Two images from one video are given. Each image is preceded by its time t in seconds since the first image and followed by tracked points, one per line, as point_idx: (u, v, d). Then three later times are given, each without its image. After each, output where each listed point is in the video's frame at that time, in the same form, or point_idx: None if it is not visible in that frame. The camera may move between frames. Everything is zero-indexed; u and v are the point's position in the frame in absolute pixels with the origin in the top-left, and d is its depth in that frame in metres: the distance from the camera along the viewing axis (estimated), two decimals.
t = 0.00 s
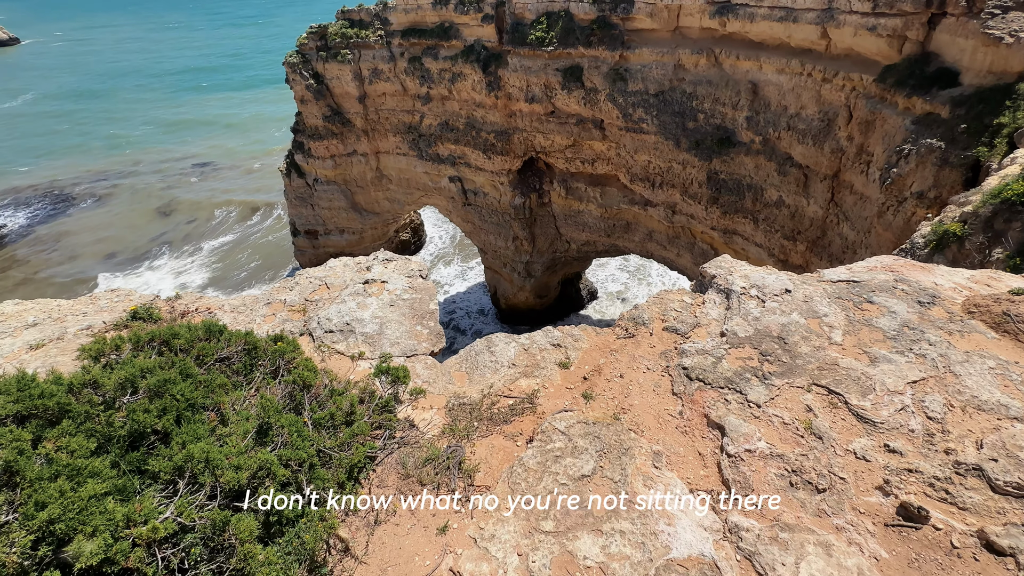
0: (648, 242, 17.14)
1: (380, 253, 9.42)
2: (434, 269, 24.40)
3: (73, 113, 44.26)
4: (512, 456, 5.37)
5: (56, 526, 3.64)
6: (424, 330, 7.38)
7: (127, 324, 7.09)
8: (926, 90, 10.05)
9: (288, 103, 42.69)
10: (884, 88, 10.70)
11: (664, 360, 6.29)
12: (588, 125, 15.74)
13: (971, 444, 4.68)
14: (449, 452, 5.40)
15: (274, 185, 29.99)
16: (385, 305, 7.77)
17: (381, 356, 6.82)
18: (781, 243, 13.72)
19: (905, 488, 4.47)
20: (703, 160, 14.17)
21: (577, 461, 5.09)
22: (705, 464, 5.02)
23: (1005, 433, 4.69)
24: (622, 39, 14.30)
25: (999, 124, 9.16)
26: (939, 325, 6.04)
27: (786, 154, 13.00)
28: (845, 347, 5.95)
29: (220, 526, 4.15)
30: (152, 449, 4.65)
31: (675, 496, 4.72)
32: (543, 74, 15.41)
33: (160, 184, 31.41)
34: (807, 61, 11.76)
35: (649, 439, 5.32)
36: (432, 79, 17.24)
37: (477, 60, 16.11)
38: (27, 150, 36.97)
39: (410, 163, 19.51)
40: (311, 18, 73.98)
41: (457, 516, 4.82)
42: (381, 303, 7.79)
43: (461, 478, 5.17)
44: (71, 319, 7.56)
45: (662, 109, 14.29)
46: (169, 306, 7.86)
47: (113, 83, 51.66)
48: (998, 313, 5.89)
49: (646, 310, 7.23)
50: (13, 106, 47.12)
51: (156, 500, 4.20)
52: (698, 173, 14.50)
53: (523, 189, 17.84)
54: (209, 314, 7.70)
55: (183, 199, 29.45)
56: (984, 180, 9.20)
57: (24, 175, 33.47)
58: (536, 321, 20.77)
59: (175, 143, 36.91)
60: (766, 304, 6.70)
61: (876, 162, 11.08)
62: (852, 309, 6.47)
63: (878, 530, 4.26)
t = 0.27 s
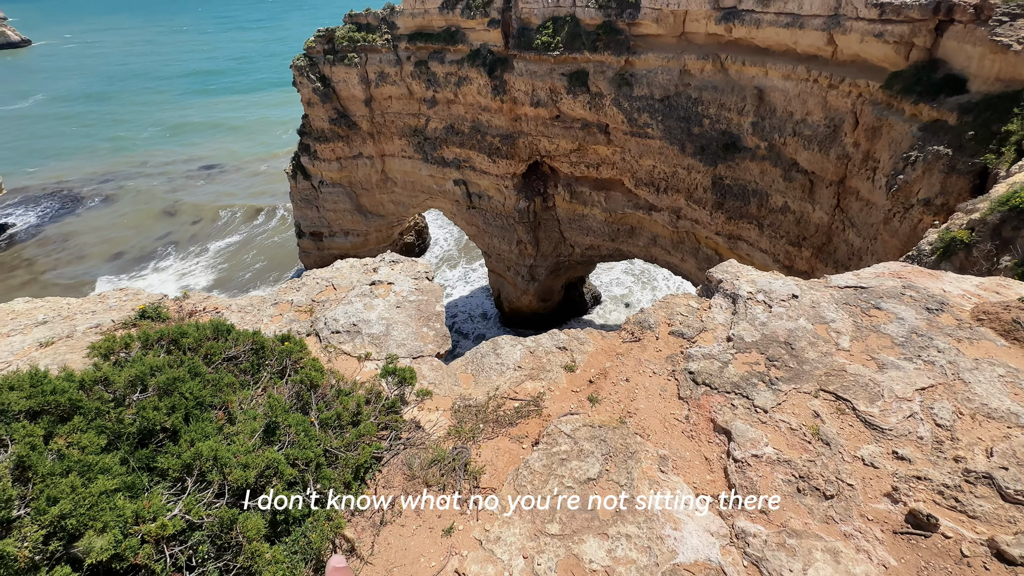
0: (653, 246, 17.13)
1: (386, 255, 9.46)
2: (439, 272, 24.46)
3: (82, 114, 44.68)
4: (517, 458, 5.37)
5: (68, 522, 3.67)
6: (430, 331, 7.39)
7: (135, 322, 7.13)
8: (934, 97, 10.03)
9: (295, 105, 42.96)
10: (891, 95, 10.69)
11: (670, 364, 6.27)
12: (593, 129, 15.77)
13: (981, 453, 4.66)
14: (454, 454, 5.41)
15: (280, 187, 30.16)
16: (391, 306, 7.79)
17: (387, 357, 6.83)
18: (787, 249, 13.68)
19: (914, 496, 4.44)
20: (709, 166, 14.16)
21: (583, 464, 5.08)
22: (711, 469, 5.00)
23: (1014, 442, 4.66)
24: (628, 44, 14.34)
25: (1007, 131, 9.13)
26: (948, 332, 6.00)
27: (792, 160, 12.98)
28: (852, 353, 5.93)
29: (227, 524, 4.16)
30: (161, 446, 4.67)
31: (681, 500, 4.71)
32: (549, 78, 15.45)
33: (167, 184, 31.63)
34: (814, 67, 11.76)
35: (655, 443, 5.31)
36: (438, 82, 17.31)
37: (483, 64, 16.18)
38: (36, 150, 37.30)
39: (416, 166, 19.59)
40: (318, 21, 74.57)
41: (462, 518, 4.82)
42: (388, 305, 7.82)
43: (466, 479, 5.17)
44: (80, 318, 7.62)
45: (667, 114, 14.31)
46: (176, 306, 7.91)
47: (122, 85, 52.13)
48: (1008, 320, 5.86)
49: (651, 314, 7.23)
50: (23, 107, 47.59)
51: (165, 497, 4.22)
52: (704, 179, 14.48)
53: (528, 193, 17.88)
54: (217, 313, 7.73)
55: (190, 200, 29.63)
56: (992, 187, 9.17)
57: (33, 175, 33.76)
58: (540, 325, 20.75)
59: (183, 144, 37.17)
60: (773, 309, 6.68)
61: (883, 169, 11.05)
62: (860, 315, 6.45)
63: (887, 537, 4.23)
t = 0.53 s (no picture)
0: (654, 255, 17.17)
1: (391, 262, 9.52)
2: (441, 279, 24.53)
3: (89, 119, 45.08)
4: (521, 466, 5.38)
5: (78, 524, 3.70)
6: (434, 338, 7.43)
7: (141, 326, 7.19)
8: (934, 109, 10.11)
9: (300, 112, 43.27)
10: (892, 107, 10.77)
11: (673, 374, 6.29)
12: (596, 138, 15.89)
13: (985, 465, 4.66)
14: (458, 461, 5.42)
15: (284, 194, 30.29)
16: (396, 312, 7.84)
17: (391, 363, 6.87)
18: (788, 259, 13.71)
19: (918, 508, 4.45)
20: (711, 175, 14.23)
21: (586, 472, 5.09)
22: (714, 479, 5.01)
23: (1018, 454, 4.67)
24: (631, 55, 14.47)
25: (1008, 144, 9.20)
26: (951, 344, 6.02)
27: (794, 171, 13.05)
28: (855, 364, 5.95)
29: (233, 529, 4.18)
30: (168, 450, 4.71)
31: (685, 510, 4.71)
32: (552, 87, 15.58)
33: (171, 189, 31.82)
34: (815, 79, 11.86)
35: (658, 452, 5.32)
36: (442, 91, 17.46)
37: (487, 73, 16.33)
38: (43, 154, 37.58)
39: (419, 173, 19.71)
40: (323, 30, 75.32)
41: (466, 525, 4.83)
42: (393, 311, 7.87)
43: (470, 486, 5.18)
44: (86, 321, 7.67)
45: (670, 123, 14.41)
46: (182, 310, 7.95)
47: (128, 91, 52.61)
48: (1010, 332, 5.87)
49: (654, 323, 7.26)
50: (30, 111, 48.00)
51: (172, 500, 4.25)
52: (705, 188, 14.55)
53: (531, 201, 17.97)
54: (223, 318, 7.79)
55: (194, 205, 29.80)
56: (993, 200, 9.21)
57: (38, 179, 34.00)
58: (542, 332, 20.77)
59: (188, 150, 37.45)
60: (775, 319, 6.71)
61: (884, 180, 11.11)
62: (863, 327, 6.47)
63: (891, 549, 4.23)
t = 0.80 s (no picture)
0: (652, 266, 17.22)
1: (390, 271, 9.55)
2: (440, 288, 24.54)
3: (91, 127, 45.28)
4: (517, 478, 5.35)
5: (69, 534, 3.68)
6: (431, 348, 7.42)
7: (138, 334, 7.17)
8: (929, 125, 10.24)
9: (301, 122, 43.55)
10: (887, 122, 10.90)
11: (670, 386, 6.29)
12: (595, 150, 16.01)
13: (981, 480, 4.67)
14: (454, 472, 5.40)
15: (283, 202, 30.37)
16: (393, 322, 7.85)
17: (389, 374, 6.86)
18: (785, 272, 13.76)
19: (914, 523, 4.44)
20: (708, 188, 14.33)
21: (583, 485, 5.07)
22: (711, 492, 5.00)
23: (1014, 469, 4.67)
24: (629, 69, 14.64)
25: (1002, 160, 9.31)
26: (946, 358, 6.05)
27: (790, 184, 13.16)
28: (851, 377, 5.96)
29: (225, 540, 4.15)
30: (161, 459, 4.69)
31: (681, 524, 4.69)
32: (552, 100, 15.73)
33: (171, 197, 31.88)
34: (811, 94, 12.01)
35: (654, 465, 5.30)
36: (443, 102, 17.61)
37: (487, 85, 16.49)
38: (43, 161, 37.68)
39: (419, 183, 19.81)
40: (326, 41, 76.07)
41: (462, 537, 4.79)
42: (390, 321, 7.87)
43: (466, 498, 5.15)
44: (83, 329, 7.65)
45: (668, 136, 14.54)
46: (179, 318, 7.94)
47: (130, 100, 52.92)
48: (1005, 347, 5.91)
49: (651, 335, 7.27)
50: (31, 119, 48.20)
51: (164, 510, 4.22)
52: (703, 201, 14.64)
53: (530, 211, 18.05)
54: (220, 327, 7.77)
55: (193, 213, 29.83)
56: (988, 215, 9.29)
57: (38, 186, 34.04)
58: (540, 343, 20.74)
59: (189, 158, 37.59)
60: (772, 332, 6.73)
61: (880, 195, 11.21)
62: (859, 340, 6.50)
63: (887, 564, 4.23)
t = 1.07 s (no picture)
0: (649, 279, 17.26)
1: (388, 284, 9.55)
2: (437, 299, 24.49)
3: (90, 136, 45.41)
4: (513, 495, 5.31)
5: (55, 552, 3.62)
6: (427, 361, 7.38)
7: (132, 345, 7.12)
8: (921, 143, 10.38)
9: (300, 133, 43.77)
10: (880, 139, 11.04)
11: (667, 402, 6.26)
12: (592, 164, 16.13)
13: (978, 500, 4.64)
14: (449, 489, 5.35)
15: (280, 212, 30.39)
16: (390, 335, 7.82)
17: (385, 388, 6.81)
18: (782, 286, 13.81)
19: (912, 543, 4.41)
20: (704, 202, 14.43)
21: (579, 502, 5.01)
22: (708, 511, 4.96)
23: (1011, 488, 4.65)
24: (626, 84, 14.81)
25: (993, 177, 9.42)
26: (942, 376, 6.05)
27: (785, 199, 13.27)
28: (848, 395, 5.95)
29: (216, 557, 4.08)
30: (153, 474, 4.63)
31: (678, 543, 4.63)
32: (550, 114, 15.88)
33: (168, 206, 31.87)
34: (805, 111, 12.17)
35: (651, 482, 5.27)
36: (441, 115, 17.75)
37: (486, 99, 16.65)
38: (42, 169, 37.69)
39: (417, 194, 19.88)
40: (327, 54, 76.84)
41: (456, 556, 4.74)
42: (387, 334, 7.85)
43: (461, 515, 5.10)
44: (77, 339, 7.59)
45: (664, 151, 14.67)
46: (174, 329, 7.89)
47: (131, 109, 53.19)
48: (999, 365, 5.92)
49: (649, 350, 7.26)
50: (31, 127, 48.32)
51: (153, 527, 4.15)
52: (699, 215, 14.73)
53: (527, 224, 18.11)
54: (215, 338, 7.73)
55: (190, 222, 29.79)
56: (981, 232, 9.38)
57: (36, 193, 34.00)
58: (537, 355, 20.67)
59: (187, 168, 37.65)
60: (769, 348, 6.74)
61: (874, 211, 11.31)
62: (855, 357, 6.50)
63: None
